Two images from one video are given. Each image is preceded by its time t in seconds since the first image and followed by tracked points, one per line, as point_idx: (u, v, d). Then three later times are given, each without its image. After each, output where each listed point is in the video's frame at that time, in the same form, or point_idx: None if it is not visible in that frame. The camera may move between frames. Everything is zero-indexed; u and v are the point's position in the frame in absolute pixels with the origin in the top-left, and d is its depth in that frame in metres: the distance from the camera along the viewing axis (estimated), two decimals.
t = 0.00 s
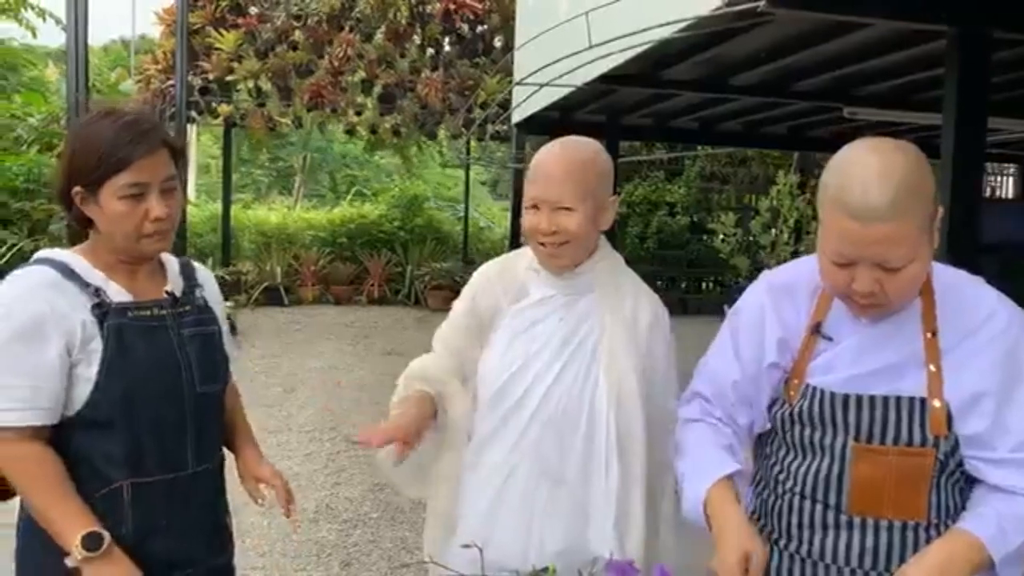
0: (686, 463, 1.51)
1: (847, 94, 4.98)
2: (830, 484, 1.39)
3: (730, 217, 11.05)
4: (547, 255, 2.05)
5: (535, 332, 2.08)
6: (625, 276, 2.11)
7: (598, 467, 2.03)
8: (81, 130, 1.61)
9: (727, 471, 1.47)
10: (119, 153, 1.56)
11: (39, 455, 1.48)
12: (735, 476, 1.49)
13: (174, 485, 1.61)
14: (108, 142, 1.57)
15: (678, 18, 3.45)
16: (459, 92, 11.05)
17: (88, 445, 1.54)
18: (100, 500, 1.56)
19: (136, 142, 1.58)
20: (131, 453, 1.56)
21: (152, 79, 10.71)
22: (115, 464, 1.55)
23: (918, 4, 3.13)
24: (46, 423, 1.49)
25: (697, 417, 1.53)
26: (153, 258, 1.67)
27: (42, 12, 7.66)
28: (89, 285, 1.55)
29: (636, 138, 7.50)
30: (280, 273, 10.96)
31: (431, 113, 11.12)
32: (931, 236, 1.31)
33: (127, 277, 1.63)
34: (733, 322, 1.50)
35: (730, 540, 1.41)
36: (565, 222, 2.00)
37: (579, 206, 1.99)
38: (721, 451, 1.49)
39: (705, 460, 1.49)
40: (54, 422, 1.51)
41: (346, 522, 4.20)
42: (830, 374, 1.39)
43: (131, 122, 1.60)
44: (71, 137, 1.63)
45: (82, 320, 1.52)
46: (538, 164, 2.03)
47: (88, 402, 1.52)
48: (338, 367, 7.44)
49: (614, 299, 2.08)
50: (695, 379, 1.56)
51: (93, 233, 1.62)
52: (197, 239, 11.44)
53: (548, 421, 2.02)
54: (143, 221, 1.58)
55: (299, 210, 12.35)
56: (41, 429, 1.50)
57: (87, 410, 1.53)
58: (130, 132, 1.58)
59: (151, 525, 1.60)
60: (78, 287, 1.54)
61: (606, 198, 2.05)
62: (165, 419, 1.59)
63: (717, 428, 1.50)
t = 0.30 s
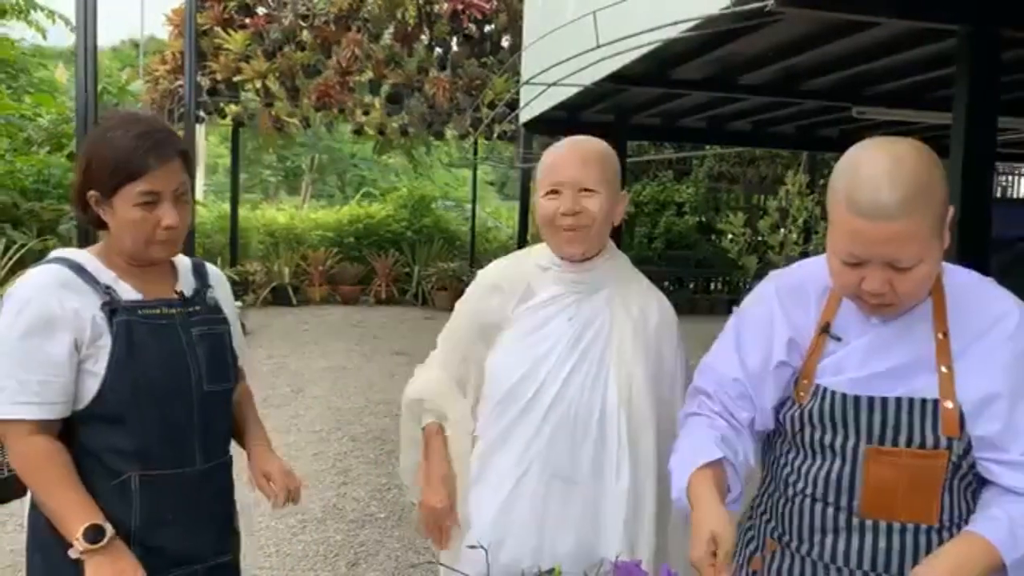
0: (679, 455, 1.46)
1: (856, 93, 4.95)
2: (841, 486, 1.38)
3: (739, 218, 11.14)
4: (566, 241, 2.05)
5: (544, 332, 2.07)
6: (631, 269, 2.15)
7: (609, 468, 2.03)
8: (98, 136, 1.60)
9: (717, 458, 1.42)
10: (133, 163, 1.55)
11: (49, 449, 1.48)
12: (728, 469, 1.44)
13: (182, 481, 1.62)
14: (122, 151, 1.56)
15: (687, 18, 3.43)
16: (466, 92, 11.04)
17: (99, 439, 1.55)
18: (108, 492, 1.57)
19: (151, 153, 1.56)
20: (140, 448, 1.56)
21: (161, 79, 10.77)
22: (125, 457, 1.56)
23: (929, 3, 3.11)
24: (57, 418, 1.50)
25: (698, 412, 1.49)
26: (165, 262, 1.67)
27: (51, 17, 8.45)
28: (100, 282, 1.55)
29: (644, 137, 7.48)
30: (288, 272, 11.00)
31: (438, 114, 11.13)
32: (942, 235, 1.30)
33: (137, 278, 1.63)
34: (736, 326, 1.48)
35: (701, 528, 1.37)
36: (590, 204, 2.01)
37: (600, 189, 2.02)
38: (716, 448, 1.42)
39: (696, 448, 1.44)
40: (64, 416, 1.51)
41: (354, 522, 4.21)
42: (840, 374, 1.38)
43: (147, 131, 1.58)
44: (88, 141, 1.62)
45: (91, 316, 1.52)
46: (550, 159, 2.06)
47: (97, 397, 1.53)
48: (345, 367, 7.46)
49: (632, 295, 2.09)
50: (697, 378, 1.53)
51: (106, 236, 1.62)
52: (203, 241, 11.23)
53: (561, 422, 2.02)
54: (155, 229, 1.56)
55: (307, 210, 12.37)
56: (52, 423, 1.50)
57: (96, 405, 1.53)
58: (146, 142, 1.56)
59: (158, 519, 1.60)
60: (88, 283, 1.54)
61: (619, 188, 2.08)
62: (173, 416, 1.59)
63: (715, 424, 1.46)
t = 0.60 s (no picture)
0: (719, 474, 1.42)
1: (867, 93, 4.93)
2: (846, 488, 1.37)
3: (750, 218, 11.05)
4: (573, 239, 2.06)
5: (550, 331, 2.08)
6: (635, 270, 2.17)
7: (617, 465, 2.05)
8: (126, 140, 1.59)
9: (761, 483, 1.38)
10: (159, 172, 1.54)
11: (65, 451, 1.48)
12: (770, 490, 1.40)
13: (196, 487, 1.60)
14: (149, 159, 1.55)
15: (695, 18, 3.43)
16: (476, 93, 11.04)
17: (112, 443, 1.54)
18: (123, 495, 1.56)
19: (178, 163, 1.56)
20: (154, 452, 1.55)
21: (172, 81, 10.74)
22: (138, 461, 1.55)
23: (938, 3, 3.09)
24: (73, 420, 1.50)
25: (720, 422, 1.46)
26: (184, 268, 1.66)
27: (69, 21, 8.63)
28: (117, 285, 1.55)
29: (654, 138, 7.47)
30: (298, 273, 11.02)
31: (448, 115, 11.15)
32: (946, 235, 1.30)
33: (156, 281, 1.62)
34: (750, 321, 1.48)
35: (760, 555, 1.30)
36: (597, 207, 2.03)
37: (608, 194, 2.03)
38: (748, 458, 1.41)
39: (738, 472, 1.40)
40: (79, 419, 1.51)
41: (363, 522, 4.22)
42: (844, 376, 1.37)
43: (176, 141, 1.57)
44: (116, 144, 1.62)
45: (107, 318, 1.51)
46: (563, 158, 2.07)
47: (113, 400, 1.52)
48: (355, 367, 7.49)
49: (638, 292, 2.12)
50: (718, 384, 1.51)
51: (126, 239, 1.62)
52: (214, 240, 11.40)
53: (569, 419, 2.03)
54: (174, 238, 1.56)
55: (317, 211, 12.43)
56: (67, 426, 1.50)
57: (110, 408, 1.53)
58: (172, 152, 1.56)
59: (172, 525, 1.59)
60: (104, 285, 1.53)
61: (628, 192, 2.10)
62: (189, 421, 1.58)
63: (744, 436, 1.43)
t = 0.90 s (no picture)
0: (698, 456, 1.45)
1: (878, 94, 4.90)
2: (854, 490, 1.37)
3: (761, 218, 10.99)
4: (582, 248, 2.06)
5: (559, 331, 2.08)
6: (640, 271, 2.17)
7: (628, 463, 2.05)
8: (142, 135, 1.52)
9: (738, 465, 1.41)
10: (181, 164, 1.48)
11: (81, 463, 1.43)
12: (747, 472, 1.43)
13: (213, 502, 1.54)
14: (168, 151, 1.48)
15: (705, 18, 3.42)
16: (486, 93, 11.05)
17: (127, 454, 1.48)
18: (140, 508, 1.50)
19: (199, 154, 1.49)
20: (170, 465, 1.49)
21: (184, 82, 10.75)
22: (155, 475, 1.49)
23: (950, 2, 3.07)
24: (89, 432, 1.44)
25: (706, 411, 1.49)
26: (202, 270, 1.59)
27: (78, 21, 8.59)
28: (135, 291, 1.49)
29: (664, 138, 7.46)
30: (310, 274, 11.04)
31: (458, 115, 11.14)
32: (953, 236, 1.29)
33: (172, 286, 1.56)
34: (746, 324, 1.47)
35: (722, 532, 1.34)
36: (609, 217, 2.03)
37: (619, 203, 2.03)
38: (728, 443, 1.43)
39: (715, 455, 1.42)
40: (95, 431, 1.46)
41: (373, 522, 4.24)
42: (850, 377, 1.37)
43: (195, 131, 1.51)
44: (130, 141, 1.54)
45: (125, 326, 1.45)
46: (570, 165, 2.05)
47: (129, 411, 1.46)
48: (366, 367, 7.51)
49: (642, 293, 2.11)
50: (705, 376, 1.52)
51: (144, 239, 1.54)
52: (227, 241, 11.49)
53: (579, 419, 2.04)
54: (197, 234, 1.49)
55: (328, 211, 12.52)
56: (83, 438, 1.45)
57: (127, 420, 1.47)
58: (192, 142, 1.49)
59: (188, 542, 1.53)
60: (121, 290, 1.47)
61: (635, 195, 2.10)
62: (207, 433, 1.51)
63: (727, 425, 1.45)
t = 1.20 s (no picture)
0: (719, 477, 1.43)
1: (889, 94, 4.88)
2: (857, 492, 1.37)
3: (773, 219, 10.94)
4: (586, 252, 2.07)
5: (566, 334, 2.09)
6: (641, 273, 2.18)
7: (638, 464, 2.06)
8: (160, 137, 1.48)
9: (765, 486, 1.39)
10: (201, 167, 1.43)
11: (90, 483, 1.38)
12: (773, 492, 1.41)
13: (220, 524, 1.47)
14: (187, 154, 1.44)
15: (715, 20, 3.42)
16: (496, 94, 11.09)
17: (134, 472, 1.43)
18: (144, 528, 1.44)
19: (219, 156, 1.44)
20: (176, 486, 1.43)
21: (196, 84, 10.78)
22: (159, 495, 1.43)
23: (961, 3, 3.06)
24: (96, 447, 1.40)
25: (722, 425, 1.47)
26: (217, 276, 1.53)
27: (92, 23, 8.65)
28: (146, 300, 1.43)
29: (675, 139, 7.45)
30: (321, 274, 11.10)
31: (469, 116, 11.18)
32: (952, 238, 1.30)
33: (185, 293, 1.50)
34: (758, 325, 1.47)
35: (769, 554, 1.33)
36: (613, 221, 2.04)
37: (623, 207, 2.05)
38: (747, 460, 1.42)
39: (739, 477, 1.41)
40: (103, 445, 1.41)
41: (383, 522, 4.25)
42: (853, 380, 1.37)
43: (216, 133, 1.47)
44: (148, 143, 1.50)
45: (134, 337, 1.40)
46: (573, 167, 2.06)
47: (136, 427, 1.40)
48: (376, 367, 7.54)
49: (643, 295, 2.13)
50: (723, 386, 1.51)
51: (160, 244, 1.49)
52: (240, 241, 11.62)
53: (589, 421, 2.05)
54: (217, 239, 1.45)
55: (339, 212, 12.60)
56: (91, 453, 1.40)
57: (134, 436, 1.41)
58: (213, 144, 1.45)
59: (193, 565, 1.46)
60: (131, 299, 1.42)
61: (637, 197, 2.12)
62: (217, 453, 1.45)
63: (742, 438, 1.44)
